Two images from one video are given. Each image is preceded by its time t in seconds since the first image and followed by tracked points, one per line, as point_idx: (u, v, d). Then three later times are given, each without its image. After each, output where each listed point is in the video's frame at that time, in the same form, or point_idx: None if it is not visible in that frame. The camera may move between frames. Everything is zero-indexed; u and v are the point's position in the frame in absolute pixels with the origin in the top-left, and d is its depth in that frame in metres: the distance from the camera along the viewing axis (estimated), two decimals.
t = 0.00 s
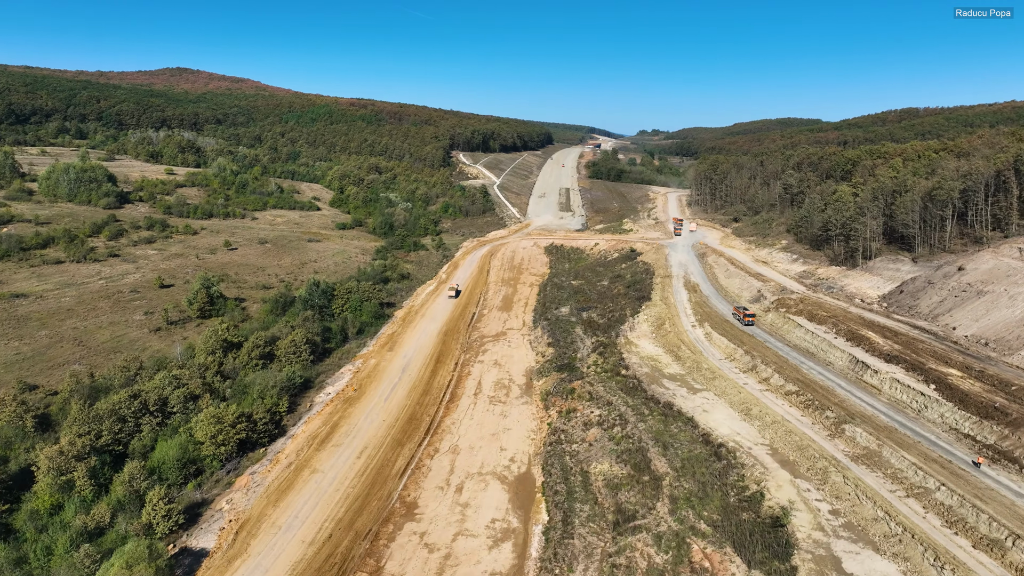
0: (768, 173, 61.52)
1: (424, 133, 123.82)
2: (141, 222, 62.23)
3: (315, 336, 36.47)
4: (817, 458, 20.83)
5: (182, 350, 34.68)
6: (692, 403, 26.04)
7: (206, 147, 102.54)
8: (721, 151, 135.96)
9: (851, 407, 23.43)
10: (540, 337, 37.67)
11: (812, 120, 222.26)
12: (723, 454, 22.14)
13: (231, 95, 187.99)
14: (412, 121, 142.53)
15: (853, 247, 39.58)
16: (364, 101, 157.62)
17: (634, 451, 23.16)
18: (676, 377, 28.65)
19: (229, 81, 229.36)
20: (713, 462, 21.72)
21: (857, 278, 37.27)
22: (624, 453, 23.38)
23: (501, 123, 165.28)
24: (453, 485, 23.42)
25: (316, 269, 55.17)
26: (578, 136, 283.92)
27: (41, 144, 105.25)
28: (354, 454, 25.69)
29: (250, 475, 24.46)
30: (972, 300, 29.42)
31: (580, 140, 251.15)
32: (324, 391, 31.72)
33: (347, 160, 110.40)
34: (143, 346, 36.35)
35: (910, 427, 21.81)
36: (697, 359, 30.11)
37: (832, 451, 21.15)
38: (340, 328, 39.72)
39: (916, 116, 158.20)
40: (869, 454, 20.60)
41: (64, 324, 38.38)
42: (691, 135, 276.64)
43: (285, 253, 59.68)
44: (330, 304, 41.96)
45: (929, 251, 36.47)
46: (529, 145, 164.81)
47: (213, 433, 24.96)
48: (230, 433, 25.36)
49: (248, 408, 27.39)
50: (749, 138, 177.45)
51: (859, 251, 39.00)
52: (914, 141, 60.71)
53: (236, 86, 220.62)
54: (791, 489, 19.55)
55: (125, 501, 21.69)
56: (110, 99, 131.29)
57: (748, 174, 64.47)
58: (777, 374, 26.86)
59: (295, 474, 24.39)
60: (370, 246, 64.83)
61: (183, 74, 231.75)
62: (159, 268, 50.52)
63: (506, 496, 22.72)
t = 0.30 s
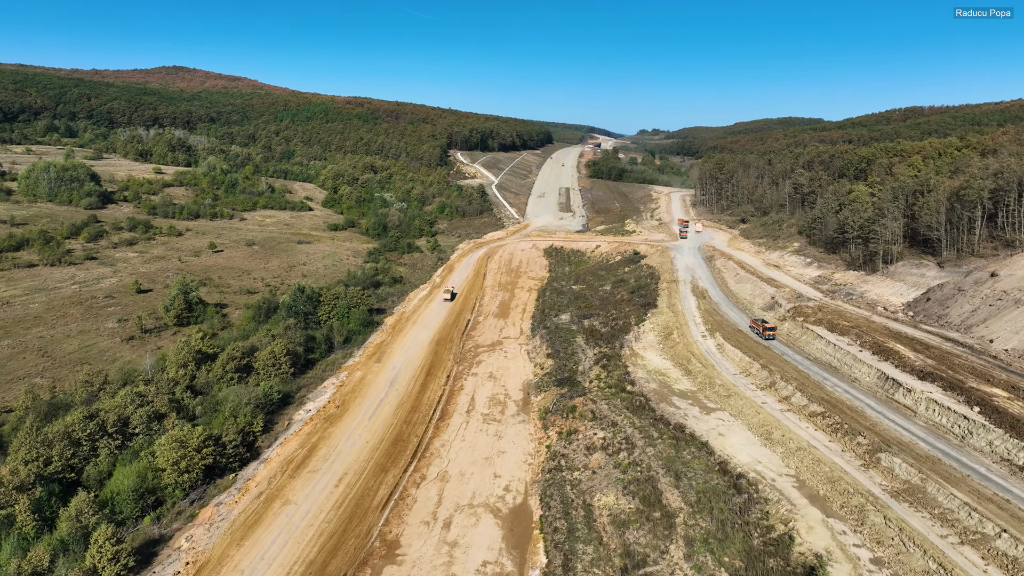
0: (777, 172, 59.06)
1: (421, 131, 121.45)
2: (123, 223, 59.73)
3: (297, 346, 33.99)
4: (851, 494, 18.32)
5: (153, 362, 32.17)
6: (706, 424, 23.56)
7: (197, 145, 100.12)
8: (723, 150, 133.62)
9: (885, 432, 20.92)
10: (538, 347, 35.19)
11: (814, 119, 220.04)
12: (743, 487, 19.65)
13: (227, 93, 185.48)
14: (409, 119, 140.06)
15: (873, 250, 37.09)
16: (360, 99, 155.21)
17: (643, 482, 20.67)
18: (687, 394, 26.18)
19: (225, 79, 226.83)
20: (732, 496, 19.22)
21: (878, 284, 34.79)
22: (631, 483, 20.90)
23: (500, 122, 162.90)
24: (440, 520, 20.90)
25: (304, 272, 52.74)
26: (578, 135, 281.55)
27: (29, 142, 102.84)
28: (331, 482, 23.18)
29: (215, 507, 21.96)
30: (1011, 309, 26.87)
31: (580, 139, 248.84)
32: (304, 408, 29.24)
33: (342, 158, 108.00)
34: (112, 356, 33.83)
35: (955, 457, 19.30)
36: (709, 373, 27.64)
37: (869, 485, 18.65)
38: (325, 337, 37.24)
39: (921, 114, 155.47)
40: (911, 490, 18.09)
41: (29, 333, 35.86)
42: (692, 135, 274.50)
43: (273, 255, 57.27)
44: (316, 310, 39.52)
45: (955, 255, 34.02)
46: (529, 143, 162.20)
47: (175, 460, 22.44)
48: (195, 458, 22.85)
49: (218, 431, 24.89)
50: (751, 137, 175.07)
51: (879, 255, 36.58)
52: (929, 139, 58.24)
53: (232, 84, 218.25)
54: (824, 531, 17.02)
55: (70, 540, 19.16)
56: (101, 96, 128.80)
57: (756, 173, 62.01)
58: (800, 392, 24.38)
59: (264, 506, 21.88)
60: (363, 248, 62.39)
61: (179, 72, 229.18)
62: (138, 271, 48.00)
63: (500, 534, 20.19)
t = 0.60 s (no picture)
0: (786, 171, 56.53)
1: (418, 130, 118.95)
2: (104, 223, 57.25)
3: (276, 357, 31.51)
4: (896, 539, 15.77)
5: (119, 375, 29.68)
6: (723, 451, 21.05)
7: (188, 144, 97.69)
8: (727, 149, 130.99)
9: (930, 464, 18.38)
10: (536, 358, 32.72)
11: (817, 119, 217.44)
12: (769, 528, 17.12)
13: (222, 91, 183.10)
14: (406, 118, 137.51)
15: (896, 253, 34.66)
16: (357, 97, 152.66)
17: (654, 520, 18.10)
18: (701, 415, 23.73)
19: (221, 78, 224.36)
20: (757, 539, 16.67)
21: (902, 290, 32.27)
22: (640, 521, 18.37)
23: (499, 121, 160.37)
24: (423, 564, 18.34)
25: (291, 276, 50.29)
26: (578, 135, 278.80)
27: (14, 140, 100.35)
28: (304, 517, 20.68)
29: (171, 546, 19.44)
30: None
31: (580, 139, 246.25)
32: (280, 428, 26.75)
33: (337, 158, 105.49)
34: (77, 368, 31.32)
35: (1014, 495, 16.76)
36: (723, 391, 25.19)
37: (917, 529, 16.11)
38: (309, 347, 34.78)
39: (927, 113, 152.70)
40: (968, 536, 15.54)
41: None
42: (693, 134, 271.97)
43: (260, 257, 54.84)
44: (299, 318, 37.06)
45: (986, 259, 31.49)
46: (528, 142, 159.54)
47: (128, 491, 19.94)
48: (149, 491, 20.24)
49: (180, 458, 22.35)
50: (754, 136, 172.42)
51: (902, 259, 34.10)
52: (947, 136, 55.64)
53: (228, 83, 215.87)
54: None
55: None
56: (92, 94, 126.33)
57: (764, 172, 59.57)
58: (827, 414, 21.89)
59: (226, 546, 19.39)
60: (354, 250, 59.89)
61: (175, 71, 226.80)
62: (115, 275, 45.53)
63: None
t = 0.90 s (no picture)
0: (796, 169, 54.06)
1: (415, 128, 116.50)
2: (83, 224, 54.74)
3: (252, 370, 29.00)
4: None
5: (78, 391, 27.15)
6: (744, 485, 18.56)
7: (178, 142, 95.19)
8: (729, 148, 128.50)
9: (987, 506, 15.86)
10: (533, 372, 30.23)
11: (819, 118, 215.13)
12: None
13: (217, 89, 180.58)
14: (403, 116, 134.98)
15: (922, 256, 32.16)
16: (353, 95, 150.10)
17: (669, 569, 15.47)
18: (717, 440, 21.25)
19: (218, 76, 221.84)
20: None
21: (930, 298, 29.76)
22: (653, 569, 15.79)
23: (498, 120, 157.97)
24: None
25: (277, 279, 47.81)
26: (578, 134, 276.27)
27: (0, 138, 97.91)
28: (268, 560, 18.19)
29: None
30: None
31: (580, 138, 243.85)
32: (252, 451, 24.28)
33: (331, 156, 102.97)
34: (34, 381, 28.76)
35: None
36: (741, 412, 22.72)
37: None
38: (289, 358, 32.29)
39: (932, 112, 150.03)
40: None
41: None
42: (694, 133, 269.61)
43: (246, 260, 52.36)
44: (281, 326, 34.60)
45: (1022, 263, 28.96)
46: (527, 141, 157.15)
47: (66, 532, 17.11)
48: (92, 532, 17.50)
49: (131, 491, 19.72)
50: (756, 135, 170.03)
51: (930, 262, 31.54)
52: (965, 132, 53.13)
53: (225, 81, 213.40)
54: None
55: None
56: (83, 91, 123.83)
57: (773, 171, 57.14)
58: (861, 441, 19.40)
59: None
60: (345, 251, 57.38)
61: (171, 70, 224.32)
62: (89, 278, 43.00)
63: None
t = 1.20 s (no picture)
0: (808, 167, 51.61)
1: (412, 125, 113.96)
2: (60, 224, 52.19)
3: (223, 386, 26.49)
4: None
5: (29, 410, 24.61)
6: (772, 529, 16.07)
7: (167, 140, 92.68)
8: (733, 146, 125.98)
9: None
10: (530, 387, 27.76)
11: (821, 117, 212.75)
12: None
13: (212, 87, 178.00)
14: (399, 113, 132.32)
15: (953, 260, 29.72)
16: (350, 93, 147.39)
17: None
18: (738, 471, 18.77)
19: (214, 74, 219.27)
20: None
21: (964, 306, 27.26)
22: None
23: (497, 118, 155.43)
24: None
25: (261, 283, 45.33)
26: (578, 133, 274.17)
27: None
28: None
29: None
30: None
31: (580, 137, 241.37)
32: (216, 479, 21.80)
33: (325, 154, 100.48)
34: None
35: None
36: (763, 437, 20.26)
37: None
38: (267, 371, 29.80)
39: (937, 110, 147.55)
40: None
41: None
42: (695, 132, 267.33)
43: (230, 262, 49.87)
44: (259, 336, 32.12)
45: None
46: (527, 139, 154.71)
47: None
48: None
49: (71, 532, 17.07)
50: (759, 133, 167.51)
51: (960, 266, 29.12)
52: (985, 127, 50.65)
53: (221, 79, 210.88)
54: None
55: None
56: (72, 88, 121.27)
57: (783, 169, 54.70)
58: (905, 476, 16.93)
59: None
60: (335, 253, 54.88)
61: (168, 67, 221.33)
62: (60, 283, 40.50)
63: None
